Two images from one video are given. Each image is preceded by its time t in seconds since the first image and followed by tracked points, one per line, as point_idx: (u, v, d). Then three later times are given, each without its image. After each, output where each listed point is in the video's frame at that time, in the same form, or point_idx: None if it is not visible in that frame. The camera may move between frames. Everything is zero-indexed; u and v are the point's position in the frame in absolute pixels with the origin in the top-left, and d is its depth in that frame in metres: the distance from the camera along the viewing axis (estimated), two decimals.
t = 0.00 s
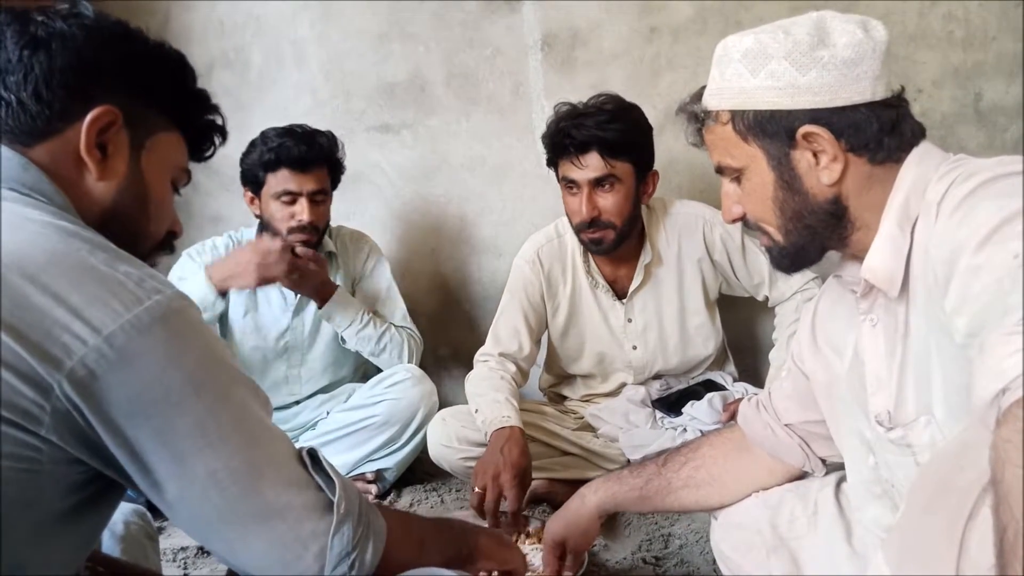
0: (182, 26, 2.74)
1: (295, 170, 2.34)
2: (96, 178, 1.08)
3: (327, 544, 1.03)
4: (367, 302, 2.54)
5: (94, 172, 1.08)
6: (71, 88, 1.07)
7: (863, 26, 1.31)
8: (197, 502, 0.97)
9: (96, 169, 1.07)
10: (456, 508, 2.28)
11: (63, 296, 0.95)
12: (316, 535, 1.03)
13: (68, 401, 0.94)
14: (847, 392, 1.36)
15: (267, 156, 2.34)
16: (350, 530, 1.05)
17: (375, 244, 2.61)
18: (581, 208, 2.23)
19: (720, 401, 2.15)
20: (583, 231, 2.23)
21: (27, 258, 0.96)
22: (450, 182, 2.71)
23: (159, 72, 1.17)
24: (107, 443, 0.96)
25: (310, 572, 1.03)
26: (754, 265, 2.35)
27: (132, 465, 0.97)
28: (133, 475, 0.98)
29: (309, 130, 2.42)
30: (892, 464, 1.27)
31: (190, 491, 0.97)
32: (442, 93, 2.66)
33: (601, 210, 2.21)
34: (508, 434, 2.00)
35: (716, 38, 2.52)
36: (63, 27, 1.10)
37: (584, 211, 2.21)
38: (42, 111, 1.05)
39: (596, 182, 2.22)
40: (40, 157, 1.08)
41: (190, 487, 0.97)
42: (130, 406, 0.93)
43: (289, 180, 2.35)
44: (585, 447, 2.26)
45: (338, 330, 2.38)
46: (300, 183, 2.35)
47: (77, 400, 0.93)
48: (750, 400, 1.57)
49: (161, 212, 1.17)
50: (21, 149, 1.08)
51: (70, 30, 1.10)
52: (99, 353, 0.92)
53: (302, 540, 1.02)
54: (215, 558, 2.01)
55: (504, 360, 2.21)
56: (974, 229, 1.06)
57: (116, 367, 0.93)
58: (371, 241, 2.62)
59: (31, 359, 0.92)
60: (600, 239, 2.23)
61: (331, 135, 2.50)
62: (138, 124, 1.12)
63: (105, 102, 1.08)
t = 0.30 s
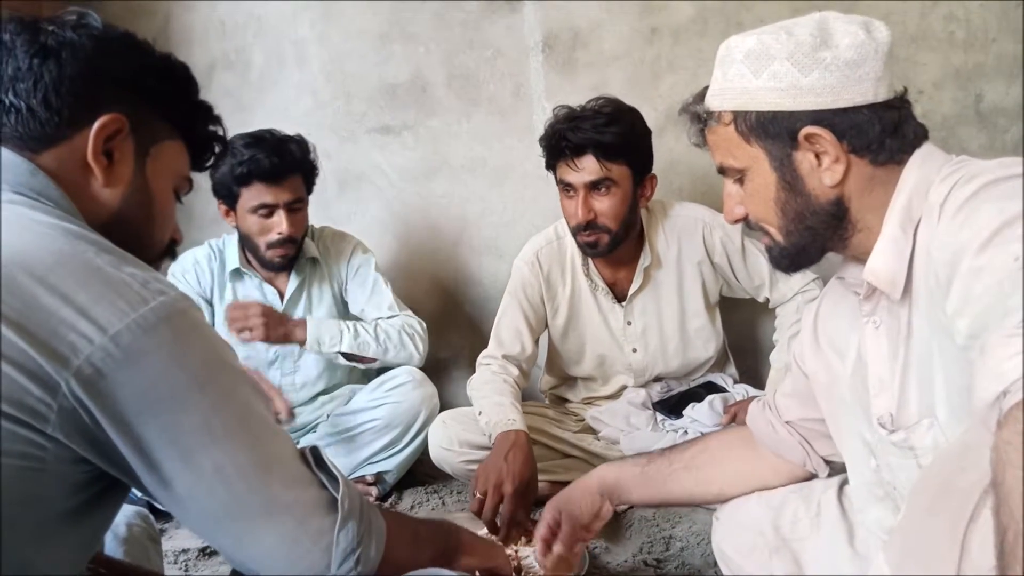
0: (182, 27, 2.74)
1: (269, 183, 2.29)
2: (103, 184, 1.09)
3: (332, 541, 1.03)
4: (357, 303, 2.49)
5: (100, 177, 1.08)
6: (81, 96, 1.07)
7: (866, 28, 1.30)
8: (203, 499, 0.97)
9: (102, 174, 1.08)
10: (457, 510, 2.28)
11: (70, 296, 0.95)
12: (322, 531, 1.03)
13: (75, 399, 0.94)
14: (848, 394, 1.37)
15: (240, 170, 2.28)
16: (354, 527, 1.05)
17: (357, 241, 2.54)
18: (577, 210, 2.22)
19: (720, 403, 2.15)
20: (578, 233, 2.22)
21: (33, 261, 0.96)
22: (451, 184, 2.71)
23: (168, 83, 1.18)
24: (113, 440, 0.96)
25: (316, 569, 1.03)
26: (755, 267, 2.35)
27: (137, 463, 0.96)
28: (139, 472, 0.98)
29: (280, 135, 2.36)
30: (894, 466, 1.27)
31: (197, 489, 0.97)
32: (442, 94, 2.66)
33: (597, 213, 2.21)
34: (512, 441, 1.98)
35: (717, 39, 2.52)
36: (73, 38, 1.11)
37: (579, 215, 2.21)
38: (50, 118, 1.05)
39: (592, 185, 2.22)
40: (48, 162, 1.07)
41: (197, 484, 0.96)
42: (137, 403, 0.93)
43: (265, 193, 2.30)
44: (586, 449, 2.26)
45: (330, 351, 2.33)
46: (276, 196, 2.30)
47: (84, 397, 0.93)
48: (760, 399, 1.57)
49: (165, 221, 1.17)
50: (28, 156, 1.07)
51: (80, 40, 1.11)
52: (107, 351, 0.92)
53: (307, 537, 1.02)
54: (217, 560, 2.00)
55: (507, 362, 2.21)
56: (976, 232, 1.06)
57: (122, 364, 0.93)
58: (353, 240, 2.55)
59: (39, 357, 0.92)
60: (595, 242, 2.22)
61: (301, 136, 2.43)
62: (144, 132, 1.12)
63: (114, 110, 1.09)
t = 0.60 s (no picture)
0: (183, 27, 2.74)
1: (256, 202, 2.24)
2: (98, 182, 1.08)
3: (328, 542, 1.03)
4: (354, 321, 2.50)
5: (95, 176, 1.08)
6: (76, 95, 1.07)
7: (868, 29, 1.30)
8: (199, 499, 0.97)
9: (98, 172, 1.08)
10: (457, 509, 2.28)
11: (67, 294, 0.95)
12: (318, 532, 1.03)
13: (72, 398, 0.94)
14: (848, 394, 1.37)
15: (225, 191, 2.23)
16: (350, 529, 1.05)
17: (351, 251, 2.51)
18: (575, 212, 2.22)
19: (720, 402, 2.15)
20: (578, 234, 2.22)
21: (30, 259, 0.96)
22: (451, 183, 2.71)
23: (163, 81, 1.18)
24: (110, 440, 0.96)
25: (312, 571, 1.02)
26: (754, 267, 2.35)
27: (134, 464, 0.96)
28: (135, 472, 0.98)
29: (263, 150, 2.30)
30: (893, 466, 1.27)
31: (193, 489, 0.97)
32: (443, 94, 2.66)
33: (595, 213, 2.21)
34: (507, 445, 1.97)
35: (718, 39, 2.52)
36: (67, 36, 1.11)
37: (578, 215, 2.21)
38: (46, 116, 1.05)
39: (590, 185, 2.22)
40: (45, 161, 1.08)
41: (193, 484, 0.96)
42: (134, 403, 0.93)
43: (252, 212, 2.26)
44: (586, 449, 2.26)
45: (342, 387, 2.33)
46: (264, 214, 2.26)
47: (82, 396, 0.93)
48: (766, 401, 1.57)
49: (158, 218, 1.18)
50: (23, 154, 1.08)
51: (74, 38, 1.11)
52: (103, 350, 0.93)
53: (303, 538, 1.02)
54: (216, 559, 2.00)
55: (506, 362, 2.21)
56: (973, 231, 1.06)
57: (119, 364, 0.93)
58: (348, 249, 2.52)
59: (36, 355, 0.92)
60: (595, 243, 2.23)
61: (284, 149, 2.37)
62: (139, 131, 1.13)
63: (110, 109, 1.10)
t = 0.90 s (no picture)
0: (185, 29, 2.75)
1: (265, 211, 2.25)
2: (102, 184, 1.09)
3: (327, 543, 1.03)
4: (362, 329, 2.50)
5: (98, 177, 1.08)
6: (80, 97, 1.08)
7: (869, 33, 1.31)
8: (199, 499, 0.97)
9: (100, 174, 1.08)
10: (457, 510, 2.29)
11: (70, 293, 0.95)
12: (317, 533, 1.03)
13: (75, 397, 0.94)
14: (849, 395, 1.37)
15: (234, 202, 2.24)
16: (349, 530, 1.05)
17: (359, 256, 2.51)
18: (577, 214, 2.23)
19: (720, 404, 2.16)
20: (579, 232, 2.22)
21: (33, 258, 0.96)
22: (452, 185, 2.71)
23: (164, 84, 1.19)
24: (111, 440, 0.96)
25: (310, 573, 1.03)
26: (754, 268, 2.35)
27: (134, 464, 0.96)
28: (135, 472, 0.98)
29: (269, 158, 2.30)
30: (893, 467, 1.28)
31: (192, 489, 0.97)
32: (443, 96, 2.66)
33: (596, 214, 2.21)
34: (501, 445, 1.98)
35: (718, 42, 2.52)
36: (70, 38, 1.11)
37: (579, 215, 2.21)
38: (50, 117, 1.06)
39: (591, 187, 2.22)
40: (47, 162, 1.08)
41: (193, 485, 0.97)
42: (136, 402, 0.94)
43: (261, 221, 2.27)
44: (586, 450, 2.26)
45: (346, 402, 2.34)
46: (272, 223, 2.27)
47: (84, 395, 0.93)
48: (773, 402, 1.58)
49: (157, 220, 1.18)
50: (25, 155, 1.07)
51: (77, 41, 1.11)
52: (107, 349, 0.93)
53: (302, 540, 1.02)
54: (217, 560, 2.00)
55: (505, 363, 2.21)
56: (971, 233, 1.06)
57: (122, 363, 0.93)
58: (357, 254, 2.52)
59: (39, 354, 0.93)
60: (595, 243, 2.23)
61: (289, 155, 2.37)
62: (140, 134, 1.14)
63: (113, 112, 1.11)
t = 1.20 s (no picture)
0: (185, 29, 2.74)
1: (265, 199, 2.25)
2: (104, 182, 1.09)
3: (325, 544, 1.02)
4: (362, 326, 2.49)
5: (101, 175, 1.08)
6: (83, 98, 1.07)
7: (898, 26, 1.30)
8: (199, 497, 0.97)
9: (103, 171, 1.08)
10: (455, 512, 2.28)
11: (74, 290, 0.95)
12: (315, 533, 1.02)
13: (79, 393, 0.94)
14: (857, 392, 1.37)
15: (234, 194, 2.24)
16: (346, 532, 1.04)
17: (358, 255, 2.50)
18: (582, 222, 2.21)
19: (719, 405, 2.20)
20: (584, 242, 2.22)
21: (37, 256, 0.96)
22: (452, 186, 2.71)
23: (166, 85, 1.19)
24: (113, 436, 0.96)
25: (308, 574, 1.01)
26: (754, 270, 2.35)
27: (135, 461, 0.96)
28: (136, 469, 0.98)
29: (265, 150, 2.31)
30: (899, 465, 1.28)
31: (191, 486, 0.97)
32: (444, 96, 2.66)
33: (602, 225, 2.20)
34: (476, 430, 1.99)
35: (719, 43, 2.52)
36: (73, 38, 1.11)
37: (586, 226, 2.20)
38: (53, 117, 1.05)
39: (596, 199, 2.20)
40: (49, 160, 1.07)
41: (192, 482, 0.97)
42: (139, 398, 0.94)
43: (262, 212, 2.26)
44: (583, 451, 2.26)
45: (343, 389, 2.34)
46: (274, 213, 2.27)
47: (88, 391, 0.93)
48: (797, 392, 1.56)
49: (159, 219, 1.18)
50: (27, 153, 1.07)
51: (80, 41, 1.11)
52: (110, 344, 0.93)
53: (300, 540, 1.01)
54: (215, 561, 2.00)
55: (504, 362, 2.21)
56: (988, 231, 1.06)
57: (126, 358, 0.93)
58: (357, 252, 2.52)
59: (44, 350, 0.93)
60: (599, 250, 2.22)
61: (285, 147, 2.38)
62: (141, 134, 1.14)
63: (115, 111, 1.11)
